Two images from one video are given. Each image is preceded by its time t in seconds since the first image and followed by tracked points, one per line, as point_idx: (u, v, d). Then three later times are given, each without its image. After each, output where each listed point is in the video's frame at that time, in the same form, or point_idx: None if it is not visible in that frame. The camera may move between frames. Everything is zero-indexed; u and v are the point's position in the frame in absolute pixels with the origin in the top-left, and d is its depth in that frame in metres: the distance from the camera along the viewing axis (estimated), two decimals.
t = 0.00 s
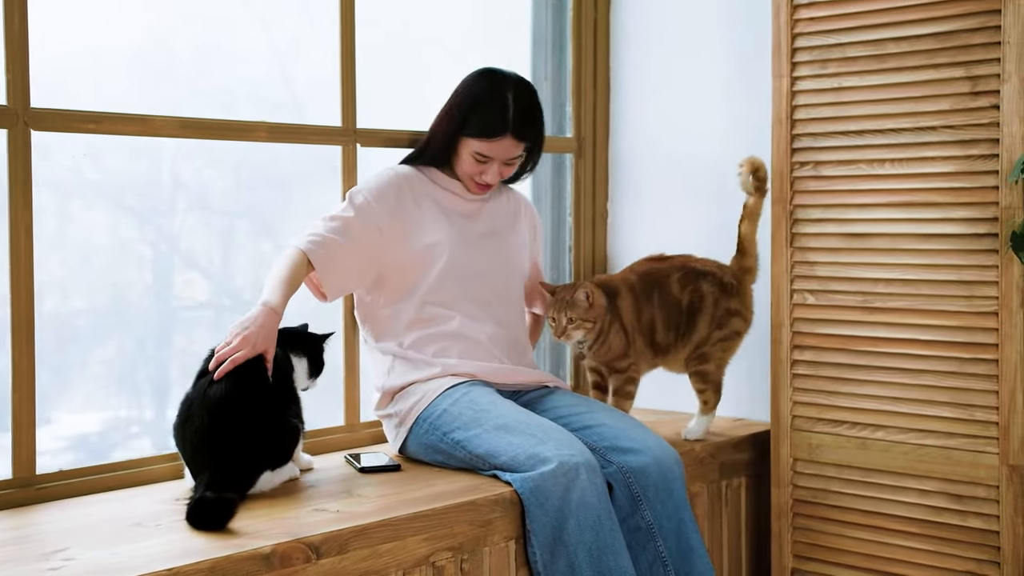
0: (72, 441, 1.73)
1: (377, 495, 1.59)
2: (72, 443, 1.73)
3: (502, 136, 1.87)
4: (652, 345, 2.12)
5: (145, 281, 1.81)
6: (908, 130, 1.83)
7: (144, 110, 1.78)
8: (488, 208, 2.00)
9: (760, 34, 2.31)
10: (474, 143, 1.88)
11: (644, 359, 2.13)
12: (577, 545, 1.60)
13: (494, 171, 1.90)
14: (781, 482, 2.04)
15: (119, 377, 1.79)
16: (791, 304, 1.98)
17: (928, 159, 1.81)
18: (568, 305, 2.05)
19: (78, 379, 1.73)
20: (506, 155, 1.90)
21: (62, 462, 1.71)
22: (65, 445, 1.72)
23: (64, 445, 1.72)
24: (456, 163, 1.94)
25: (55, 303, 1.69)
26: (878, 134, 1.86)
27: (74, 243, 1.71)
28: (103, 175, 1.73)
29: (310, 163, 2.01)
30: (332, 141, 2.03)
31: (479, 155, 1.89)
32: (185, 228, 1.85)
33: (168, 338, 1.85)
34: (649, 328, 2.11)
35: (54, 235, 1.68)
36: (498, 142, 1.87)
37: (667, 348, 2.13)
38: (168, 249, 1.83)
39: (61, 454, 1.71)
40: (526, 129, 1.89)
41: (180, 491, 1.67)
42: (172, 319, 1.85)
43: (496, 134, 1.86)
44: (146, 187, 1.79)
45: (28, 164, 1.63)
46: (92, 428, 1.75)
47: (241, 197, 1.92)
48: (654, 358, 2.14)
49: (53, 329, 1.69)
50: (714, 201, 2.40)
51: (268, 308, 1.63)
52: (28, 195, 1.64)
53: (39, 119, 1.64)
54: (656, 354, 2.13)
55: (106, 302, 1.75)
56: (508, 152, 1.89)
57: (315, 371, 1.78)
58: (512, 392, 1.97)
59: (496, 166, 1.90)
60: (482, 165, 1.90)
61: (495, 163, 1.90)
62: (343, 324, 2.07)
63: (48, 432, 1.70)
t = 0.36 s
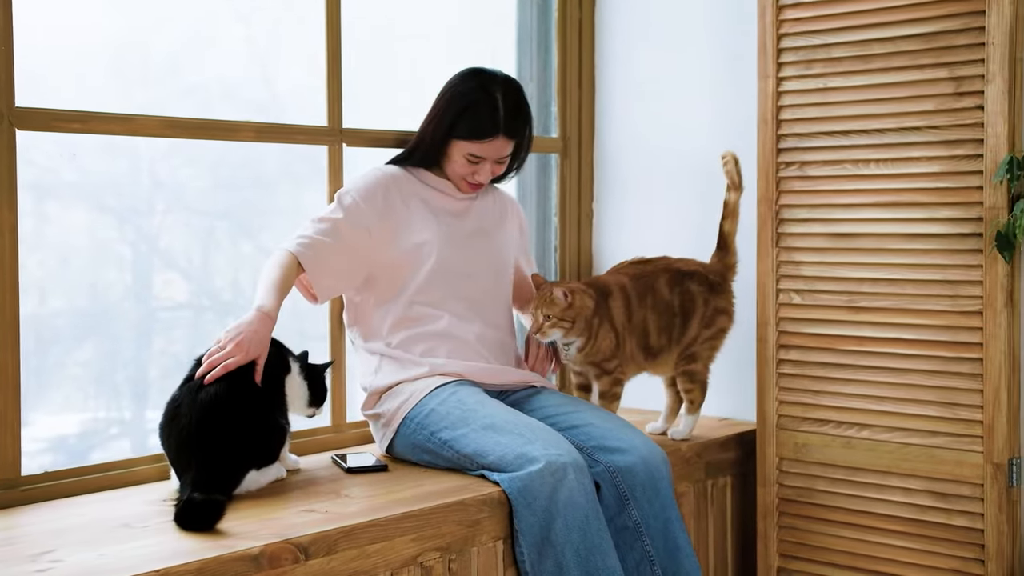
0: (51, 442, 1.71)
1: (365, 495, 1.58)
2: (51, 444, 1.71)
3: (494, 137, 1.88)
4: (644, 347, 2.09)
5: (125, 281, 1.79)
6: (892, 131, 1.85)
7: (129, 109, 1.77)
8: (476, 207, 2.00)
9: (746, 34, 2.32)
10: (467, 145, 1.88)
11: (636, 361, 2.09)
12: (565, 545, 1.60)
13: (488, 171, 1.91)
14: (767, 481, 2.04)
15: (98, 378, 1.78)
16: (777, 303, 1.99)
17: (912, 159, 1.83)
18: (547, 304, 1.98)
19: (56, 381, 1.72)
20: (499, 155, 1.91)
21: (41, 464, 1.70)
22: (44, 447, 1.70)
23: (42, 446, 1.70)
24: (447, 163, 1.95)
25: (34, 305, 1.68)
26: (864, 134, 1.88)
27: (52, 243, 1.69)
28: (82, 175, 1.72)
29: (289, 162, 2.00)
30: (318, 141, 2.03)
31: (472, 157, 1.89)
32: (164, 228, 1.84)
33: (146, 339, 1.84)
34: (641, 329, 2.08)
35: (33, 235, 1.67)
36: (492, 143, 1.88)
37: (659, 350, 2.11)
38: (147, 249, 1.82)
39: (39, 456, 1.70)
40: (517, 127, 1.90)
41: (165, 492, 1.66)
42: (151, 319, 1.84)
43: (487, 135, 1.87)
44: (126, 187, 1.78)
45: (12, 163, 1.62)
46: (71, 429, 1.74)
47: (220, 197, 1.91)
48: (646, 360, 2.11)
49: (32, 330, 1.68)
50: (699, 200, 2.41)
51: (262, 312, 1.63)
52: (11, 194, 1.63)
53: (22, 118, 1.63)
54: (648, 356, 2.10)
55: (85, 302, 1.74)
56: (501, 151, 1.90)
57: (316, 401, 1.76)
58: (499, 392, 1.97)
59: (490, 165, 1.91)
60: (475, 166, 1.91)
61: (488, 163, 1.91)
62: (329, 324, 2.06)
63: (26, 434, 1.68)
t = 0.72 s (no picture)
0: (42, 443, 1.71)
1: (358, 497, 1.59)
2: (41, 445, 1.71)
3: (482, 140, 1.88)
4: (639, 351, 2.09)
5: (115, 282, 1.80)
6: (881, 134, 1.86)
7: (122, 113, 1.78)
8: (467, 209, 2.01)
9: (736, 37, 2.33)
10: (455, 148, 1.89)
11: (631, 364, 2.09)
12: (557, 546, 1.61)
13: (477, 174, 1.91)
14: (757, 482, 2.06)
15: (88, 379, 1.78)
16: (767, 305, 2.00)
17: (902, 162, 1.84)
18: (542, 308, 1.97)
19: (46, 382, 1.72)
20: (488, 157, 1.91)
21: (32, 465, 1.70)
22: (34, 447, 1.70)
23: (33, 447, 1.70)
24: (436, 166, 1.95)
25: (24, 306, 1.68)
26: (853, 137, 1.89)
27: (43, 245, 1.69)
28: (73, 176, 1.72)
29: (278, 163, 2.00)
30: (310, 144, 2.03)
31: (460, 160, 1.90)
32: (154, 228, 1.84)
33: (136, 340, 1.84)
34: (636, 334, 2.08)
35: (24, 236, 1.67)
36: (480, 146, 1.89)
37: (653, 355, 2.11)
38: (137, 249, 1.82)
39: (30, 457, 1.70)
40: (505, 131, 1.91)
41: (158, 494, 1.67)
42: (140, 320, 1.84)
43: (474, 137, 1.87)
44: (116, 188, 1.78)
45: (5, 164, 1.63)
46: (61, 430, 1.74)
47: (211, 197, 1.92)
48: (641, 365, 2.10)
49: (23, 332, 1.68)
50: (690, 202, 2.42)
51: (251, 320, 1.62)
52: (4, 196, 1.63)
53: (15, 121, 1.63)
54: (643, 360, 2.10)
55: (76, 304, 1.74)
56: (489, 154, 1.91)
57: (308, 404, 1.76)
58: (491, 394, 1.98)
59: (479, 169, 1.91)
60: (464, 168, 1.91)
61: (477, 166, 1.91)
62: (322, 326, 2.06)
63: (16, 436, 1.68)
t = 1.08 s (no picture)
0: (39, 443, 1.72)
1: (353, 500, 1.60)
2: (38, 446, 1.72)
3: (469, 143, 1.89)
4: (624, 368, 2.02)
5: (113, 283, 1.80)
6: (873, 139, 1.88)
7: (120, 117, 1.79)
8: (461, 213, 2.02)
9: (729, 42, 2.35)
10: (443, 151, 1.90)
11: (615, 379, 2.01)
12: (551, 548, 1.62)
13: (466, 176, 1.92)
14: (751, 483, 2.07)
15: (86, 380, 1.78)
16: (760, 308, 2.02)
17: (894, 167, 1.85)
18: (512, 315, 1.89)
19: (44, 383, 1.73)
20: (477, 159, 1.92)
21: (28, 465, 1.71)
22: (31, 448, 1.71)
23: (30, 448, 1.71)
24: (428, 169, 1.96)
25: (22, 308, 1.69)
26: (845, 142, 1.90)
27: (40, 247, 1.70)
28: (71, 178, 1.73)
29: (275, 164, 2.01)
30: (306, 148, 2.04)
31: (449, 163, 1.91)
32: (151, 229, 1.85)
33: (134, 340, 1.84)
34: (621, 354, 2.00)
35: (21, 238, 1.68)
36: (468, 148, 1.89)
37: (637, 373, 2.05)
38: (135, 250, 1.83)
39: (27, 458, 1.71)
40: (492, 132, 1.91)
41: (155, 497, 1.68)
42: (138, 320, 1.85)
43: (461, 141, 1.88)
44: (114, 190, 1.79)
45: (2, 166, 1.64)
46: (59, 431, 1.75)
47: (209, 198, 1.92)
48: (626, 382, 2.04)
49: (21, 334, 1.69)
50: (684, 206, 2.44)
51: (297, 299, 1.67)
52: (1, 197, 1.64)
53: (12, 125, 1.65)
54: (626, 378, 2.03)
55: (73, 305, 1.75)
56: (478, 156, 1.91)
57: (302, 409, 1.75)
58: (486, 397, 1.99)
59: (468, 171, 1.92)
60: (453, 171, 1.92)
61: (466, 168, 1.92)
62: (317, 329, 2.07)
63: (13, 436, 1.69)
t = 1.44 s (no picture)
0: (38, 443, 1.73)
1: (349, 499, 1.60)
2: (37, 446, 1.73)
3: (455, 141, 1.89)
4: (579, 381, 1.87)
5: (112, 283, 1.81)
6: (867, 139, 1.88)
7: (117, 117, 1.79)
8: (457, 212, 2.02)
9: (725, 42, 2.35)
10: (431, 149, 1.91)
11: (564, 390, 1.87)
12: (547, 547, 1.63)
13: (455, 175, 1.93)
14: (746, 483, 2.07)
15: (86, 380, 1.79)
16: (756, 307, 2.02)
17: (888, 167, 1.86)
18: (462, 314, 1.73)
19: (43, 382, 1.73)
20: (464, 157, 1.92)
21: (27, 465, 1.71)
22: (30, 448, 1.72)
23: (29, 447, 1.72)
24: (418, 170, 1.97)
25: (20, 307, 1.69)
26: (840, 142, 1.91)
27: (39, 246, 1.71)
28: (70, 178, 1.74)
29: (274, 165, 2.02)
30: (303, 148, 2.04)
31: (437, 161, 1.91)
32: (151, 229, 1.85)
33: (133, 340, 1.85)
34: (580, 374, 1.87)
35: (20, 237, 1.68)
36: (455, 146, 1.90)
37: (596, 390, 1.91)
38: (134, 250, 1.83)
39: (26, 457, 1.71)
40: (479, 129, 1.92)
41: (153, 496, 1.68)
42: (138, 319, 1.85)
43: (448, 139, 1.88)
44: (113, 190, 1.79)
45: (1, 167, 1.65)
46: (58, 431, 1.75)
47: (209, 198, 1.93)
48: (579, 397, 1.90)
49: (19, 333, 1.69)
50: (680, 206, 2.44)
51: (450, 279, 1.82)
52: None
53: (9, 126, 1.65)
54: (581, 393, 1.89)
55: (73, 304, 1.76)
56: (466, 154, 1.91)
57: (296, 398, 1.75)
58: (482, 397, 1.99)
59: (457, 170, 1.92)
60: (442, 169, 1.93)
61: (454, 167, 1.92)
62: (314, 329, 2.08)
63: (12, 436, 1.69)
